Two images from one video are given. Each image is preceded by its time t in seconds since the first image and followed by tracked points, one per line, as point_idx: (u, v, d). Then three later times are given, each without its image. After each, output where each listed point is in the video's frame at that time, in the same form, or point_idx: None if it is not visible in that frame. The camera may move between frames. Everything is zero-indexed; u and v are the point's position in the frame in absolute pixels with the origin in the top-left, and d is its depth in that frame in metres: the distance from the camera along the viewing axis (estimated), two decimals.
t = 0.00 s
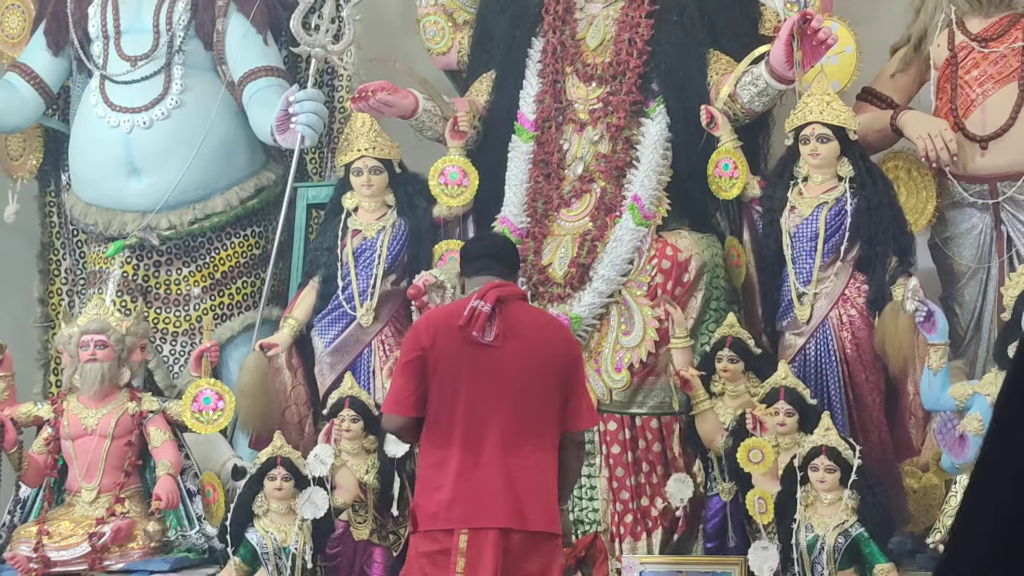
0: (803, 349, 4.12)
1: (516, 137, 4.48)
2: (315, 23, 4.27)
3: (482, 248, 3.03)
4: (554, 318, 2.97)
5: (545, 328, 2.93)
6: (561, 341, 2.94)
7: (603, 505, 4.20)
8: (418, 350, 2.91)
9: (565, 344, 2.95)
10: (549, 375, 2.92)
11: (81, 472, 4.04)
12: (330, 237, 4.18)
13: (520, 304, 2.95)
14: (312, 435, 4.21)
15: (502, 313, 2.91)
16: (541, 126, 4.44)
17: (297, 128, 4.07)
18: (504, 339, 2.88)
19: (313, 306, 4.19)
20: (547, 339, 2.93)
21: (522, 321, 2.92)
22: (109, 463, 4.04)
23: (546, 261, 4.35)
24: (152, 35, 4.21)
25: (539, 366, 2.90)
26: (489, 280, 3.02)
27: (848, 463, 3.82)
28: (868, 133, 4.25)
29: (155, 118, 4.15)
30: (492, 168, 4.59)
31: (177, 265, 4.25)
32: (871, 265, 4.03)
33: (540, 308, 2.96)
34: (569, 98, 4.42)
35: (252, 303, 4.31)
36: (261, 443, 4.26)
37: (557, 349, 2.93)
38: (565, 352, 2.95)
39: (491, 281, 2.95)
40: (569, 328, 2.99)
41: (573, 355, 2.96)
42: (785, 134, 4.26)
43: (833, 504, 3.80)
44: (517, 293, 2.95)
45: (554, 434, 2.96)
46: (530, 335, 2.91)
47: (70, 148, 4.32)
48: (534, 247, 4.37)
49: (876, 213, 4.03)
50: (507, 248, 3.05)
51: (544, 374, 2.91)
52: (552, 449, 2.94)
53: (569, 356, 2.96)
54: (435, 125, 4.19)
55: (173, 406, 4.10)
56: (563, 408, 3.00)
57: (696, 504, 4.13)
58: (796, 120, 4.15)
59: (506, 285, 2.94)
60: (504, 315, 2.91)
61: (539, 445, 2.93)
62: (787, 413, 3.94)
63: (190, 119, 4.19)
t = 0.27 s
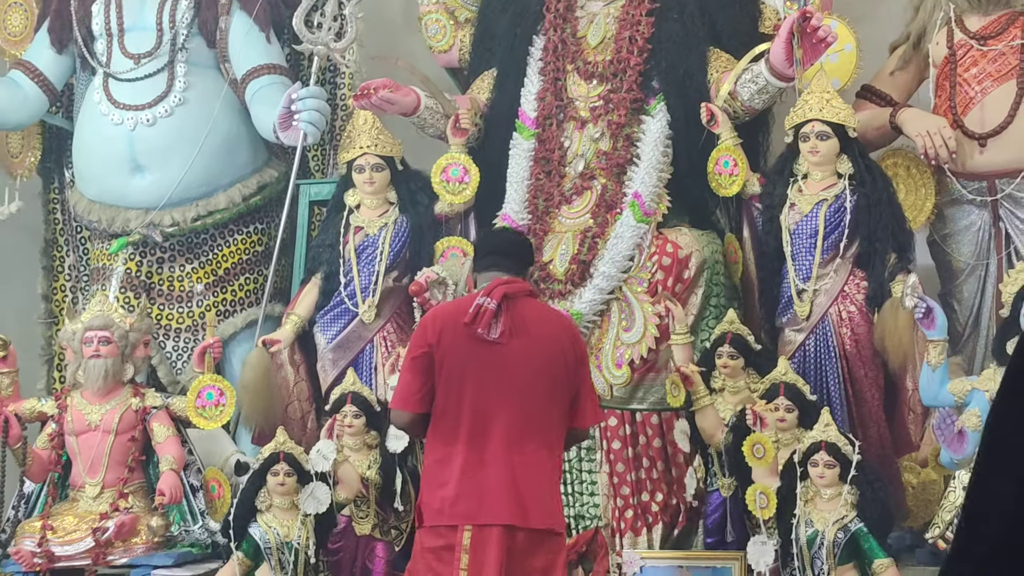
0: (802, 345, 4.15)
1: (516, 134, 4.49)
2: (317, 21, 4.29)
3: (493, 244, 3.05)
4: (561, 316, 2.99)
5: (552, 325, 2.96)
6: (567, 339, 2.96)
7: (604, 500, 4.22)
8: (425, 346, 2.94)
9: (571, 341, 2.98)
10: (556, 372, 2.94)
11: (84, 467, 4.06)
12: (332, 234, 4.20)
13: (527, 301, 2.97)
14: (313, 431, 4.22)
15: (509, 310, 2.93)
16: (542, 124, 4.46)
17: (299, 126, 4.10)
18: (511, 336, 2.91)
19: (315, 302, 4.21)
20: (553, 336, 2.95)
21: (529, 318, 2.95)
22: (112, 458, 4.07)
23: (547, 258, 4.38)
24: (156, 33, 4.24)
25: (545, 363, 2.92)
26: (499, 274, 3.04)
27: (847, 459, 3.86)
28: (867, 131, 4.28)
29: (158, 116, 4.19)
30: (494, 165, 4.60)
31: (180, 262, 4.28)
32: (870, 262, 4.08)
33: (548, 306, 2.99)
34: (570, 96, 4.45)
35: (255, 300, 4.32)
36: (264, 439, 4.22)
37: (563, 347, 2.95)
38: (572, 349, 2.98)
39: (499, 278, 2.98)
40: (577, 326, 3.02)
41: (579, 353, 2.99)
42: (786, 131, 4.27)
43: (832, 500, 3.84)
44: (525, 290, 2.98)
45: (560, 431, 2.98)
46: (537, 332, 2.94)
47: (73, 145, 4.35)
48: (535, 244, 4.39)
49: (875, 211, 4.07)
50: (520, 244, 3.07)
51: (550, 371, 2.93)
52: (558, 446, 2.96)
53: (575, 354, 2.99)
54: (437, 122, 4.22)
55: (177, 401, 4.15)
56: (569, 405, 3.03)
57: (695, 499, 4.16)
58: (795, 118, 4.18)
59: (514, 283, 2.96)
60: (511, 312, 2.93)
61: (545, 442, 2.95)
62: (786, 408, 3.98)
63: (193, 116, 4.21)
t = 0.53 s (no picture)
0: (803, 342, 4.18)
1: (518, 131, 4.51)
2: (320, 19, 4.28)
3: (497, 241, 3.06)
4: (564, 312, 3.00)
5: (553, 321, 2.96)
6: (568, 335, 2.97)
7: (605, 495, 4.26)
8: (426, 342, 2.97)
9: (574, 337, 2.98)
10: (557, 368, 2.95)
11: (89, 463, 4.11)
12: (335, 231, 4.22)
13: (530, 297, 2.98)
14: (316, 426, 4.25)
15: (510, 306, 2.94)
16: (545, 121, 4.48)
17: (302, 123, 4.11)
18: (511, 332, 2.92)
19: (318, 299, 4.24)
20: (555, 332, 2.95)
21: (531, 314, 2.95)
22: (116, 454, 4.11)
23: (549, 255, 4.38)
24: (159, 31, 4.25)
25: (545, 359, 2.93)
26: (502, 269, 3.05)
27: (848, 454, 3.89)
28: (868, 128, 4.30)
29: (162, 113, 4.20)
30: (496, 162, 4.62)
31: (184, 259, 4.29)
32: (871, 258, 4.11)
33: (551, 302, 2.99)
34: (572, 93, 4.46)
35: (258, 297, 4.34)
36: (267, 434, 4.24)
37: (565, 344, 2.96)
38: (574, 346, 2.98)
39: (501, 274, 2.99)
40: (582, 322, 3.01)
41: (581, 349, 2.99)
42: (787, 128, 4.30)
43: (833, 496, 3.88)
44: (527, 286, 2.99)
45: (561, 428, 2.99)
46: (538, 329, 2.95)
47: (77, 143, 4.36)
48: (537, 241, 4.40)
49: (877, 207, 4.12)
50: (526, 241, 3.06)
51: (551, 367, 2.94)
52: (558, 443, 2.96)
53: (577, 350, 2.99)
54: (439, 120, 4.24)
55: (180, 398, 4.16)
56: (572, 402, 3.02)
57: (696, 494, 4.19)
58: (797, 115, 4.20)
59: (516, 278, 2.97)
60: (512, 307, 2.94)
61: (545, 439, 2.95)
62: (787, 404, 4.01)
63: (197, 113, 4.23)
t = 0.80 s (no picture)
0: (792, 336, 4.39)
1: (520, 134, 4.70)
2: (330, 26, 4.48)
3: (492, 237, 3.13)
4: (554, 306, 3.03)
5: (541, 316, 3.00)
6: (557, 328, 3.00)
7: (603, 483, 4.39)
8: (419, 338, 3.05)
9: (561, 332, 3.01)
10: (544, 362, 2.99)
11: (109, 451, 4.30)
12: (344, 230, 4.41)
13: (519, 293, 3.03)
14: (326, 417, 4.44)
15: (498, 303, 3.00)
16: (545, 125, 4.66)
17: (313, 127, 4.29)
18: (498, 328, 2.98)
19: (328, 295, 4.42)
20: (543, 327, 2.99)
21: (519, 309, 3.00)
22: (135, 443, 4.30)
23: (549, 253, 4.55)
24: (176, 38, 4.44)
25: (533, 353, 2.98)
26: (498, 266, 3.13)
27: (834, 443, 4.08)
28: (855, 132, 4.48)
29: (178, 117, 4.39)
30: (498, 164, 4.80)
31: (200, 256, 4.49)
32: (857, 256, 4.31)
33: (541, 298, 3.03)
34: (570, 98, 4.65)
35: (270, 293, 4.54)
36: (279, 423, 4.47)
37: (553, 338, 2.99)
38: (563, 340, 3.01)
39: (492, 270, 3.06)
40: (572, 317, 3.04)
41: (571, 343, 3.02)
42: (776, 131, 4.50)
43: (820, 482, 4.07)
44: (517, 281, 3.04)
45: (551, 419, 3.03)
46: (526, 323, 2.99)
47: (98, 146, 4.56)
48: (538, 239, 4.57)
49: (863, 207, 4.32)
50: (522, 237, 3.13)
51: (538, 361, 2.98)
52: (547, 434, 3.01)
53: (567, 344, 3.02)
54: (444, 123, 4.43)
55: (196, 389, 4.36)
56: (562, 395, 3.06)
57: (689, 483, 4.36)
58: (785, 119, 4.40)
59: (505, 275, 3.02)
60: (500, 304, 3.00)
61: (533, 430, 3.01)
62: (777, 396, 4.20)
63: (212, 117, 4.42)
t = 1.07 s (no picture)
0: (785, 329, 4.50)
1: (520, 133, 4.82)
2: (336, 28, 4.57)
3: (482, 235, 3.24)
4: (541, 299, 3.17)
5: (529, 309, 3.14)
6: (544, 321, 3.15)
7: (601, 472, 4.53)
8: (412, 331, 3.19)
9: (549, 325, 3.15)
10: (532, 355, 3.14)
11: (121, 441, 4.43)
12: (349, 226, 4.54)
13: (508, 288, 3.17)
14: (332, 408, 4.59)
15: (488, 297, 3.14)
16: (545, 124, 4.78)
17: (319, 126, 4.41)
18: (488, 321, 3.12)
19: (334, 289, 4.56)
20: (531, 320, 3.14)
21: (508, 303, 3.14)
22: (146, 433, 4.43)
23: (549, 249, 4.65)
24: (186, 40, 4.57)
25: (520, 345, 3.13)
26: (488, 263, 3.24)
27: (826, 433, 4.20)
28: (846, 131, 4.61)
29: (189, 116, 4.51)
30: (500, 163, 4.92)
31: (209, 252, 4.61)
32: (849, 251, 4.44)
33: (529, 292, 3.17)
34: (570, 98, 4.77)
35: (278, 288, 4.66)
36: (286, 415, 4.59)
37: (540, 330, 3.14)
38: (550, 333, 3.15)
39: (483, 265, 3.19)
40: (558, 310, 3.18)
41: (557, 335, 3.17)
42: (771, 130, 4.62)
43: (813, 471, 4.20)
44: (507, 276, 3.18)
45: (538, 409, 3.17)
46: (514, 317, 3.13)
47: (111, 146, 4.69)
48: (538, 235, 4.67)
49: (854, 204, 4.45)
50: (513, 234, 3.25)
51: (526, 353, 3.13)
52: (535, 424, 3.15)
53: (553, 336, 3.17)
54: (447, 123, 4.56)
55: (206, 381, 4.48)
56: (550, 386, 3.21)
57: (685, 472, 4.51)
58: (779, 119, 4.53)
59: (495, 270, 3.16)
60: (490, 298, 3.14)
61: (522, 419, 3.15)
62: (771, 387, 4.31)
63: (222, 116, 4.54)
